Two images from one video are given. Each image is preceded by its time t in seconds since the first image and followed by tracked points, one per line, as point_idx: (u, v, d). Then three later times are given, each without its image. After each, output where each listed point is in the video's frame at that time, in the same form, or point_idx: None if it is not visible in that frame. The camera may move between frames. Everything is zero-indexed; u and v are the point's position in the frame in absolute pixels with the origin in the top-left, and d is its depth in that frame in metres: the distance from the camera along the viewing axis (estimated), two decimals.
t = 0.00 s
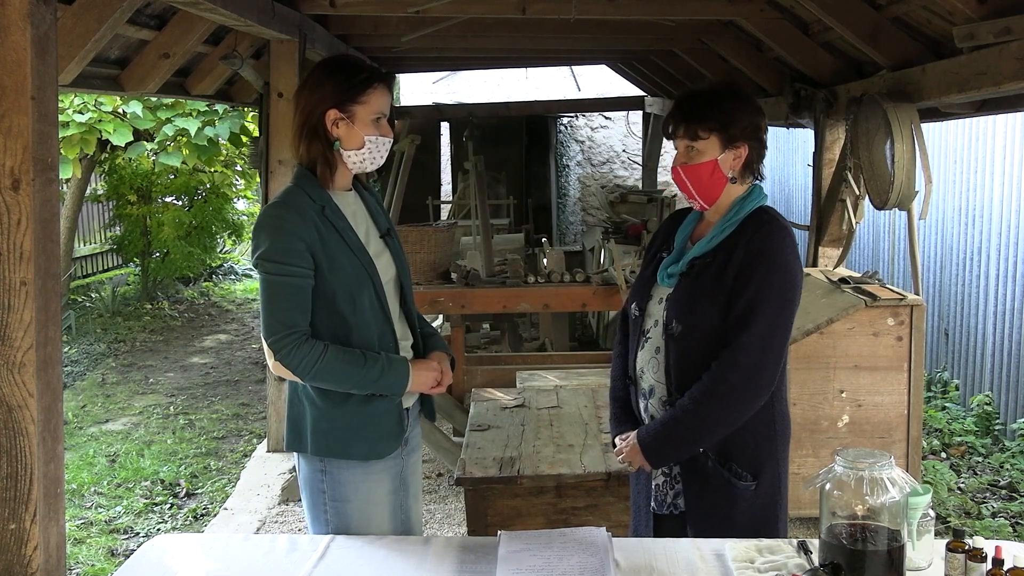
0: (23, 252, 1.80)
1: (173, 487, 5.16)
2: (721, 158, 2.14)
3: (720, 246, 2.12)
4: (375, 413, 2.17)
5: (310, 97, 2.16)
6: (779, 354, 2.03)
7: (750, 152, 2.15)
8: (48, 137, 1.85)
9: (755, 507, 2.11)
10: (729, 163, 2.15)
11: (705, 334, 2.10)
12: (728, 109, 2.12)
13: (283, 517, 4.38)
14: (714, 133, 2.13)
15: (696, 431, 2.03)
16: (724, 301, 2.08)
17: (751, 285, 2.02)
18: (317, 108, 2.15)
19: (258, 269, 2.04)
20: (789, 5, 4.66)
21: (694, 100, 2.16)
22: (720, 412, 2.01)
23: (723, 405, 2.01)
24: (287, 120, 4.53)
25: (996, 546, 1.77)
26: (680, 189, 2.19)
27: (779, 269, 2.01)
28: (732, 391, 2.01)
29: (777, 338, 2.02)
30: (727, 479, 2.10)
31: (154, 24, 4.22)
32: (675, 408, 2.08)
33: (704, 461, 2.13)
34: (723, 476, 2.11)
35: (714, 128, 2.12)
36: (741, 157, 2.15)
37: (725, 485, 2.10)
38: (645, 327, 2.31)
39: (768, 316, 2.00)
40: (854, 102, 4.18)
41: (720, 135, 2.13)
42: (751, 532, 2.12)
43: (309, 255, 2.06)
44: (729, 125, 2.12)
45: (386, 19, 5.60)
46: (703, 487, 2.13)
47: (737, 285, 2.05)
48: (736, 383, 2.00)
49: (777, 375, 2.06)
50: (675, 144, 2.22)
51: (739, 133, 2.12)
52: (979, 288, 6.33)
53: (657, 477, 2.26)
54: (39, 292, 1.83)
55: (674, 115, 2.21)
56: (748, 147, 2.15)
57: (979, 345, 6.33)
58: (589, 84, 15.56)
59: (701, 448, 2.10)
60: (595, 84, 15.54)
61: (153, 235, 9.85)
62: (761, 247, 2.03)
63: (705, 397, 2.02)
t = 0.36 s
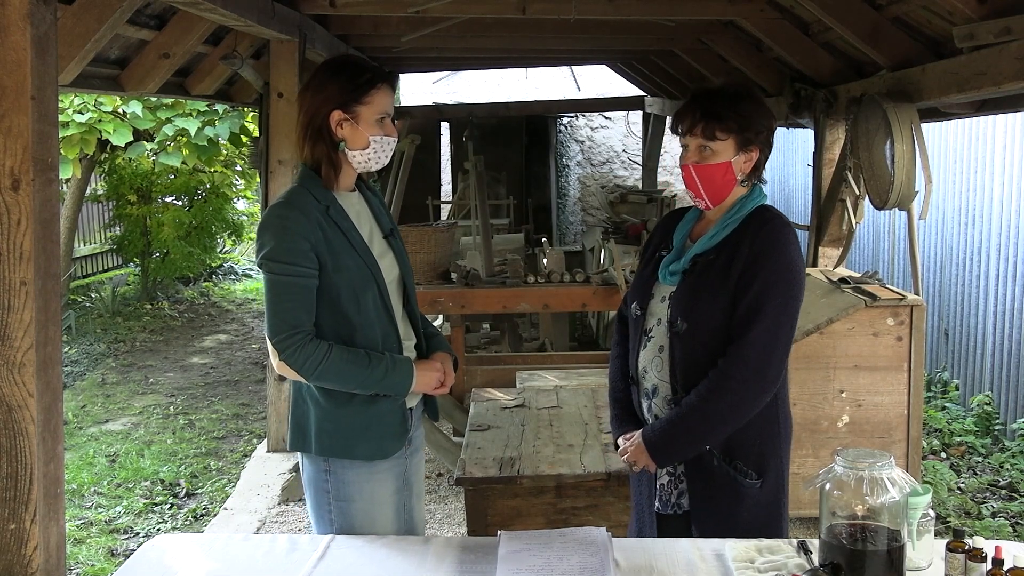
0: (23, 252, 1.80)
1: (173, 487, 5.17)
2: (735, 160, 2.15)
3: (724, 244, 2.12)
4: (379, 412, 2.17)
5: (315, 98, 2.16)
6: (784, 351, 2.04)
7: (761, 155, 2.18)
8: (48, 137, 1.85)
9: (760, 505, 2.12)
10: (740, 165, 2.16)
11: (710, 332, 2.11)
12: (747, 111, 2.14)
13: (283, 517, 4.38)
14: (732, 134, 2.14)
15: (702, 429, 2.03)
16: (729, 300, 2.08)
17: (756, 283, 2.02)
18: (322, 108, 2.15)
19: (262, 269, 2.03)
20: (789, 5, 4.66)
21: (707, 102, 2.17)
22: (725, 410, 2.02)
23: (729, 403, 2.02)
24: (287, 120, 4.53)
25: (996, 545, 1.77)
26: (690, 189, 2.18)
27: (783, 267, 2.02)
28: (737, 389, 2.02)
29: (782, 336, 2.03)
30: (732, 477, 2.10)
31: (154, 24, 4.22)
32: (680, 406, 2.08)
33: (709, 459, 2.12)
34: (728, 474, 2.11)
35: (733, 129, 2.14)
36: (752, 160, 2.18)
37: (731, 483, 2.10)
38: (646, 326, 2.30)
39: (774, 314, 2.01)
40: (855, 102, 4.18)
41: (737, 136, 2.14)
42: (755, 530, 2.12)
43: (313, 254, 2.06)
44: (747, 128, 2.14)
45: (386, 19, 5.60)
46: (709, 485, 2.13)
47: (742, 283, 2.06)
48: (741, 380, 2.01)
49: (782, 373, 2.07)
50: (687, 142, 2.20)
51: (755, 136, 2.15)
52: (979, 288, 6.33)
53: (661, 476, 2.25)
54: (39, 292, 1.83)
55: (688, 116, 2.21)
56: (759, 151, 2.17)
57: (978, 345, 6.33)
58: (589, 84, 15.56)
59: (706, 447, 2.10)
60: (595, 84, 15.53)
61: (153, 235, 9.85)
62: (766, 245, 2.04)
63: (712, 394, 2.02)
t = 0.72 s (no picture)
0: (23, 252, 1.80)
1: (173, 487, 5.16)
2: (730, 156, 2.16)
3: (725, 245, 2.12)
4: (380, 413, 2.18)
5: (318, 98, 2.16)
6: (786, 352, 2.04)
7: (756, 150, 2.18)
8: (48, 137, 1.85)
9: (760, 505, 2.12)
10: (736, 161, 2.17)
11: (711, 333, 2.11)
12: (739, 106, 2.14)
13: (282, 517, 4.38)
14: (724, 130, 2.14)
15: (704, 430, 2.03)
16: (731, 301, 2.08)
17: (758, 284, 2.02)
18: (325, 108, 2.15)
19: (263, 270, 2.04)
20: (790, 5, 4.66)
21: (698, 100, 2.18)
22: (727, 411, 2.02)
23: (730, 403, 2.02)
24: (287, 120, 4.53)
25: (996, 545, 1.77)
26: (687, 187, 2.18)
27: (785, 268, 2.02)
28: (739, 389, 2.02)
29: (783, 337, 2.03)
30: (733, 478, 2.10)
31: (154, 24, 4.22)
32: (682, 407, 2.08)
33: (711, 460, 2.12)
34: (730, 475, 2.10)
35: (725, 125, 2.14)
36: (748, 156, 2.18)
37: (732, 484, 2.10)
38: (647, 326, 2.30)
39: (776, 315, 2.01)
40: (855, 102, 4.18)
41: (730, 132, 2.14)
42: (756, 530, 2.12)
43: (314, 255, 2.06)
44: (739, 122, 2.14)
45: (386, 19, 5.60)
46: (710, 485, 2.13)
47: (744, 284, 2.06)
48: (743, 381, 2.01)
49: (783, 374, 2.07)
50: (680, 142, 2.22)
51: (748, 131, 2.15)
52: (979, 288, 6.33)
53: (662, 476, 2.24)
54: (39, 292, 1.83)
55: (681, 114, 2.22)
56: (755, 145, 2.18)
57: (979, 345, 6.33)
58: (589, 84, 15.57)
59: (708, 447, 2.10)
60: (595, 84, 15.53)
61: (153, 235, 9.84)
62: (768, 247, 2.04)
63: (713, 395, 2.02)
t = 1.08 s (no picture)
0: (23, 252, 1.80)
1: (173, 487, 5.16)
2: (728, 155, 2.16)
3: (726, 245, 2.12)
4: (380, 413, 2.18)
5: (320, 97, 2.16)
6: (788, 352, 2.04)
7: (752, 149, 2.18)
8: (48, 137, 1.85)
9: (763, 504, 2.11)
10: (734, 160, 2.17)
11: (713, 332, 2.11)
12: (734, 106, 2.14)
13: (282, 517, 4.37)
14: (720, 130, 2.14)
15: (707, 430, 2.03)
16: (733, 301, 2.08)
17: (760, 284, 2.02)
18: (326, 107, 2.15)
19: (265, 269, 2.04)
20: (790, 5, 4.66)
21: (694, 101, 2.18)
22: (729, 411, 2.02)
23: (733, 402, 2.02)
24: (287, 120, 4.53)
25: (996, 545, 1.77)
26: (685, 188, 2.19)
27: (786, 268, 2.02)
28: (741, 389, 2.02)
29: (785, 336, 2.03)
30: (736, 477, 2.10)
31: (154, 24, 4.22)
32: (685, 407, 2.08)
33: (713, 460, 2.12)
34: (732, 474, 2.10)
35: (721, 125, 2.14)
36: (745, 154, 2.18)
37: (735, 483, 2.10)
38: (648, 327, 2.30)
39: (777, 315, 2.01)
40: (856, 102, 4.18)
41: (726, 131, 2.14)
42: (758, 530, 2.12)
43: (315, 255, 2.06)
44: (735, 122, 2.14)
45: (386, 19, 5.59)
46: (713, 485, 2.13)
47: (745, 283, 2.06)
48: (746, 381, 2.01)
49: (785, 374, 2.08)
50: (677, 144, 2.22)
51: (744, 130, 2.15)
52: (979, 288, 6.33)
53: (664, 476, 2.24)
54: (39, 292, 1.83)
55: (676, 115, 2.22)
56: (751, 144, 2.18)
57: (979, 345, 6.33)
58: (589, 84, 15.57)
59: (711, 448, 2.09)
60: (596, 84, 15.51)
61: (153, 235, 9.85)
62: (769, 246, 2.04)
63: (716, 395, 2.02)
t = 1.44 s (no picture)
0: (23, 252, 1.80)
1: (173, 487, 5.17)
2: (714, 152, 2.16)
3: (725, 245, 2.12)
4: (377, 415, 2.18)
5: (324, 97, 2.17)
6: (787, 352, 2.04)
7: (740, 143, 2.18)
8: (48, 137, 1.85)
9: (763, 504, 2.12)
10: (722, 156, 2.17)
11: (714, 333, 2.11)
12: (715, 104, 2.15)
13: (282, 517, 4.37)
14: (702, 128, 2.15)
15: (707, 430, 2.03)
16: (732, 301, 2.09)
17: (760, 284, 2.02)
18: (328, 108, 2.16)
19: (262, 268, 2.05)
20: (790, 5, 4.66)
21: (677, 104, 2.19)
22: (730, 412, 2.02)
23: (734, 403, 2.02)
24: (287, 120, 4.53)
25: (996, 546, 1.77)
26: (678, 190, 2.19)
27: (786, 267, 2.02)
28: (742, 390, 2.02)
29: (785, 336, 2.03)
30: (736, 477, 2.10)
31: (154, 24, 4.22)
32: (685, 408, 2.08)
33: (713, 460, 2.12)
34: (733, 474, 2.10)
35: (703, 124, 2.15)
36: (733, 150, 2.18)
37: (736, 483, 2.10)
38: (647, 327, 2.30)
39: (777, 315, 2.01)
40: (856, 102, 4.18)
41: (708, 129, 2.15)
42: (758, 530, 2.12)
43: (312, 255, 2.07)
44: (716, 119, 2.15)
45: (386, 19, 5.59)
46: (714, 486, 2.13)
47: (745, 283, 2.06)
48: (746, 381, 2.01)
49: (784, 374, 2.08)
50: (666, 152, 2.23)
51: (728, 125, 2.15)
52: (979, 288, 6.33)
53: (665, 477, 2.23)
54: (39, 293, 1.83)
55: (663, 117, 2.24)
56: (738, 138, 2.17)
57: (978, 345, 6.33)
58: (589, 83, 15.56)
59: (711, 448, 2.09)
60: (596, 84, 15.50)
61: (153, 236, 9.85)
62: (769, 246, 2.04)
63: (717, 395, 2.02)
